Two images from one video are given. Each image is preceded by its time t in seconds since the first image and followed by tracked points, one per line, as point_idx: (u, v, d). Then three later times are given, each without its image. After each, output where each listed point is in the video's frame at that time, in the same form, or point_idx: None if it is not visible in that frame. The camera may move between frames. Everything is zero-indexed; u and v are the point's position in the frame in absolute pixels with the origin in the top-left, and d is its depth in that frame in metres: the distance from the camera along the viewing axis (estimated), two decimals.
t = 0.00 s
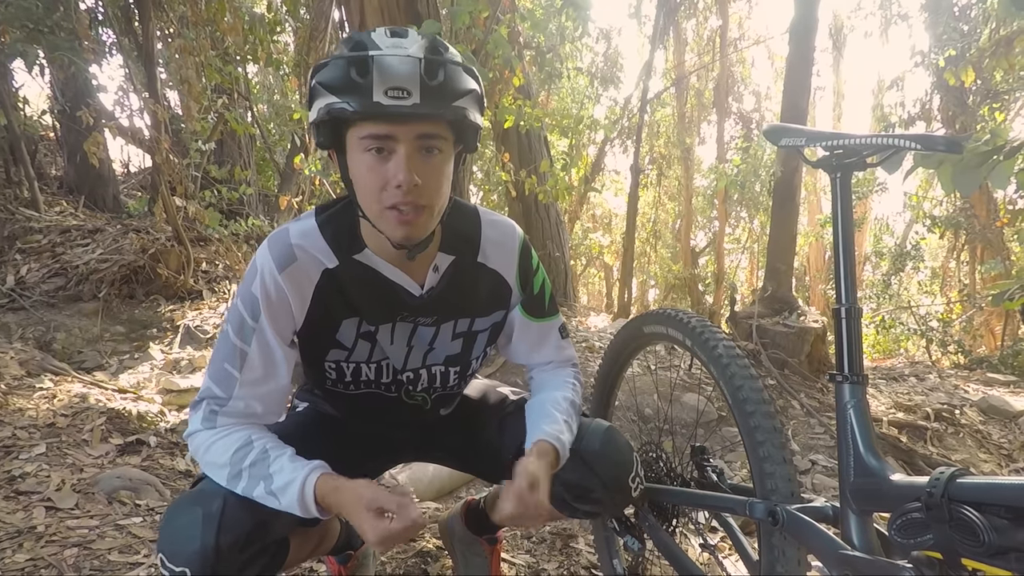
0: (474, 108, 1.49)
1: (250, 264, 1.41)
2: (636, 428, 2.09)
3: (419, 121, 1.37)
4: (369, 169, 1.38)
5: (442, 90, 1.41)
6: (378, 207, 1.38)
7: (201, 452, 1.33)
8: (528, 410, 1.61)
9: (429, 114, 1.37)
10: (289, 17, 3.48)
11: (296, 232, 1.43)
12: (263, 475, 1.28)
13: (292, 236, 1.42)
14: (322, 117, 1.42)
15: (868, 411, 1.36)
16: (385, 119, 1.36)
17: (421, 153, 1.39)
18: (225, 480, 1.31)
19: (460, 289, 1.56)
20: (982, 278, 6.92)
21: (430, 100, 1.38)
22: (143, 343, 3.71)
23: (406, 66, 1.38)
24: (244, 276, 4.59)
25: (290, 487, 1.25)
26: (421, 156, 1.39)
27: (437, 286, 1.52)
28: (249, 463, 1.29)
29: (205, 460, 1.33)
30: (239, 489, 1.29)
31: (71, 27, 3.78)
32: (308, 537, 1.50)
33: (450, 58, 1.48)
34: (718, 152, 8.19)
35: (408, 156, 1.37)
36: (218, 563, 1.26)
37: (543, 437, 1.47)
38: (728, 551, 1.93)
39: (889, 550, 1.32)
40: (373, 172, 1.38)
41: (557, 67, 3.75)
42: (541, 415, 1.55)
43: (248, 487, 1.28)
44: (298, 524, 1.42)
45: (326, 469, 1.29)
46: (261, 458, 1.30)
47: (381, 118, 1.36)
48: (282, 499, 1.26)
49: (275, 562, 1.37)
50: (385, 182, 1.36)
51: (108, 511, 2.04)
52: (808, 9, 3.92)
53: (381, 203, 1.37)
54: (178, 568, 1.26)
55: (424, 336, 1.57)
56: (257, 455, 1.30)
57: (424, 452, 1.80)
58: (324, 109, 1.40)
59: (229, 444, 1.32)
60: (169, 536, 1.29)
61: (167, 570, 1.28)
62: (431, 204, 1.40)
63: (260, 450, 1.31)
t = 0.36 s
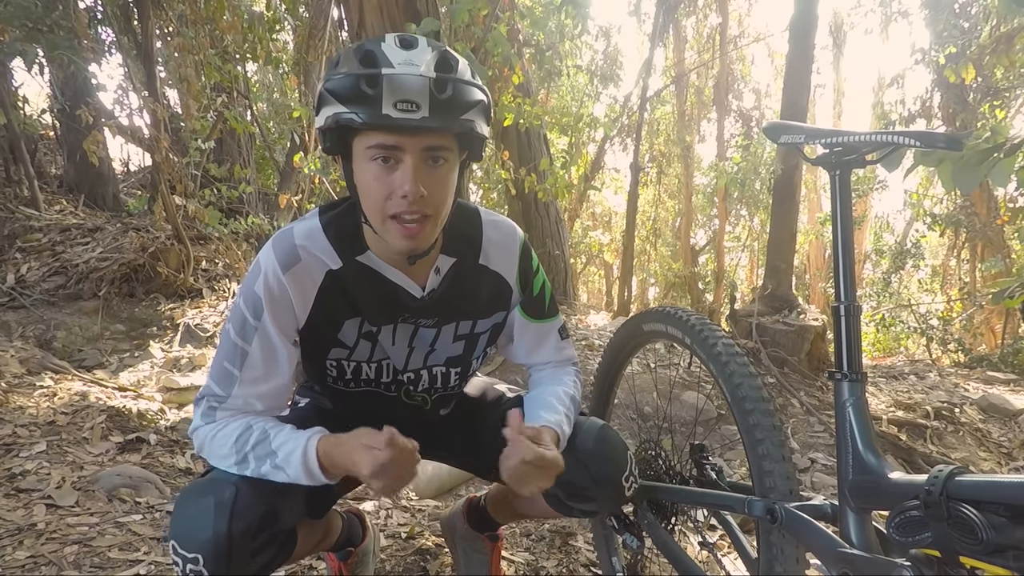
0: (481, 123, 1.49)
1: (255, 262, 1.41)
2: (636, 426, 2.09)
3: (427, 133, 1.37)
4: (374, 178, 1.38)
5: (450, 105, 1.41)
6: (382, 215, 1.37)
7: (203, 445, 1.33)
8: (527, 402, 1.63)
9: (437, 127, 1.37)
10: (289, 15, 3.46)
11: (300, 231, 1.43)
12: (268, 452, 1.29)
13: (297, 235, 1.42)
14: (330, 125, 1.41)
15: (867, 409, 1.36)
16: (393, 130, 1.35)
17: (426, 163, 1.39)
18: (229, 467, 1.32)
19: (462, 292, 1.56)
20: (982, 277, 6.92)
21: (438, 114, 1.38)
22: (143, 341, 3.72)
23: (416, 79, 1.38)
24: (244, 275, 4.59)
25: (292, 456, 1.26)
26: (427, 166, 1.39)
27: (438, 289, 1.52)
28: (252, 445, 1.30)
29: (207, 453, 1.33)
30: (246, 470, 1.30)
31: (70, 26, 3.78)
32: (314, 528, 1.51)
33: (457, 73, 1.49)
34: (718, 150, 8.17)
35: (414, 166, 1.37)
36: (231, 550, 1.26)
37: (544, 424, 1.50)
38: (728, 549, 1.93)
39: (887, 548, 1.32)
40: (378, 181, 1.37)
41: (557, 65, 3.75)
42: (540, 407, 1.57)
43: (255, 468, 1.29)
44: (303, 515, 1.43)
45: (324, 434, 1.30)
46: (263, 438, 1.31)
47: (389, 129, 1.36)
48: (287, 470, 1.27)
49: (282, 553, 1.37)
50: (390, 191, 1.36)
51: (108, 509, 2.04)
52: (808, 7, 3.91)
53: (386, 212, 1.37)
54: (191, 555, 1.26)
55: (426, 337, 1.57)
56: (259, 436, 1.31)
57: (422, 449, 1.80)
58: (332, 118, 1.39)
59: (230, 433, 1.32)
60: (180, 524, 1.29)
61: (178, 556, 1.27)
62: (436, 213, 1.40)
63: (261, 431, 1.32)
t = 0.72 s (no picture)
0: (483, 116, 1.49)
1: (257, 254, 1.42)
2: (638, 425, 2.12)
3: (429, 127, 1.37)
4: (376, 171, 1.38)
5: (452, 98, 1.40)
6: (384, 210, 1.38)
7: (206, 437, 1.34)
8: (528, 404, 1.62)
9: (440, 121, 1.36)
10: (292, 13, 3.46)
11: (301, 223, 1.43)
12: (261, 459, 1.28)
13: (297, 227, 1.42)
14: (332, 118, 1.41)
15: (869, 408, 1.35)
16: (395, 124, 1.35)
17: (429, 157, 1.39)
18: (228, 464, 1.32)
19: (462, 287, 1.56)
20: (986, 277, 6.89)
21: (440, 107, 1.38)
22: (146, 338, 3.73)
23: (418, 73, 1.38)
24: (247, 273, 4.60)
25: (285, 469, 1.25)
26: (429, 160, 1.39)
27: (439, 284, 1.52)
28: (247, 449, 1.29)
29: (209, 446, 1.34)
30: (241, 473, 1.29)
31: (74, 23, 3.79)
32: (313, 526, 1.50)
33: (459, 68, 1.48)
34: (722, 149, 8.15)
35: (417, 160, 1.37)
36: (228, 546, 1.27)
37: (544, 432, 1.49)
38: (728, 549, 1.93)
39: (888, 547, 1.31)
40: (381, 176, 1.37)
41: (560, 63, 3.74)
42: (542, 411, 1.55)
43: (246, 471, 1.29)
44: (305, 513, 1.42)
45: (318, 453, 1.28)
46: (260, 443, 1.30)
47: (391, 123, 1.35)
48: (279, 482, 1.26)
49: (280, 551, 1.37)
50: (392, 185, 1.36)
51: (111, 505, 2.05)
52: (811, 7, 3.90)
53: (388, 206, 1.37)
54: (188, 550, 1.27)
55: (426, 332, 1.57)
56: (257, 440, 1.31)
57: (423, 446, 1.80)
58: (335, 111, 1.39)
59: (231, 429, 1.32)
60: (179, 518, 1.31)
61: (176, 551, 1.29)
62: (438, 207, 1.40)
63: (260, 435, 1.31)
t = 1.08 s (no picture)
0: (486, 113, 1.49)
1: (256, 250, 1.41)
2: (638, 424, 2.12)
3: (434, 125, 1.37)
4: (381, 169, 1.37)
5: (457, 97, 1.41)
6: (389, 208, 1.37)
7: (218, 440, 1.33)
8: (524, 410, 1.61)
9: (446, 118, 1.37)
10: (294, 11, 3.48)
11: (302, 220, 1.43)
12: (286, 457, 1.30)
13: (299, 222, 1.42)
14: (337, 116, 1.40)
15: (870, 408, 1.35)
16: (401, 121, 1.35)
17: (434, 154, 1.39)
18: (243, 465, 1.32)
19: (464, 284, 1.56)
20: (988, 278, 6.87)
21: (447, 105, 1.38)
22: (147, 336, 3.73)
23: (425, 71, 1.38)
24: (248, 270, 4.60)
25: (314, 465, 1.28)
26: (434, 158, 1.39)
27: (440, 281, 1.53)
28: (270, 448, 1.31)
29: (222, 448, 1.33)
30: (260, 472, 1.30)
31: (76, 20, 3.79)
32: (314, 526, 1.50)
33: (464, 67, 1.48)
34: (724, 148, 8.14)
35: (422, 157, 1.37)
36: (230, 548, 1.28)
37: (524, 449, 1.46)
38: (729, 549, 1.93)
39: (888, 547, 1.31)
40: (386, 174, 1.37)
41: (562, 62, 3.74)
42: (533, 422, 1.54)
43: (269, 471, 1.29)
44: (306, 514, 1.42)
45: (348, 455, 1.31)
46: (284, 442, 1.32)
47: (397, 120, 1.35)
48: (304, 478, 1.27)
49: (281, 552, 1.37)
50: (398, 183, 1.36)
51: (112, 502, 2.05)
52: (814, 6, 3.90)
53: (393, 204, 1.37)
54: (188, 554, 1.27)
55: (427, 331, 1.57)
56: (280, 440, 1.32)
57: (423, 446, 1.80)
58: (340, 108, 1.38)
59: (250, 431, 1.33)
60: (180, 522, 1.30)
61: (176, 555, 1.29)
62: (442, 205, 1.41)
63: (282, 436, 1.33)
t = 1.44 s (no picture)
0: (478, 111, 1.49)
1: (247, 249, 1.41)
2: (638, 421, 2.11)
3: (425, 126, 1.36)
4: (373, 171, 1.37)
5: (449, 96, 1.40)
6: (382, 210, 1.37)
7: (211, 440, 1.33)
8: (528, 409, 1.60)
9: (437, 119, 1.36)
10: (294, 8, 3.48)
11: (293, 219, 1.43)
12: (277, 459, 1.28)
13: (290, 221, 1.42)
14: (328, 118, 1.40)
15: (871, 405, 1.35)
16: (392, 123, 1.35)
17: (426, 156, 1.38)
18: (234, 465, 1.31)
19: (458, 286, 1.56)
20: (989, 275, 6.87)
21: (439, 105, 1.38)
22: (148, 334, 3.74)
23: (415, 71, 1.37)
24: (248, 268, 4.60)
25: (306, 467, 1.27)
26: (427, 160, 1.38)
27: (434, 284, 1.52)
28: (262, 449, 1.30)
29: (215, 448, 1.33)
30: (250, 473, 1.29)
31: (76, 18, 3.80)
32: (313, 522, 1.48)
33: (455, 65, 1.48)
34: (724, 146, 8.13)
35: (415, 159, 1.37)
36: (223, 547, 1.27)
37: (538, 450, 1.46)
38: (729, 545, 1.93)
39: (889, 543, 1.31)
40: (378, 176, 1.37)
41: (562, 60, 3.73)
42: (539, 422, 1.53)
43: (259, 472, 1.28)
44: (302, 513, 1.42)
45: (341, 460, 1.30)
46: (276, 444, 1.31)
47: (387, 122, 1.35)
48: (294, 481, 1.26)
49: (275, 552, 1.37)
50: (391, 185, 1.36)
51: (113, 499, 2.05)
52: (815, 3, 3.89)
53: (386, 207, 1.36)
54: (183, 552, 1.26)
55: (421, 334, 1.57)
56: (272, 441, 1.31)
57: (421, 444, 1.81)
58: (331, 111, 1.38)
59: (242, 431, 1.32)
60: (174, 519, 1.30)
61: (171, 553, 1.28)
62: (435, 207, 1.40)
63: (275, 437, 1.32)
